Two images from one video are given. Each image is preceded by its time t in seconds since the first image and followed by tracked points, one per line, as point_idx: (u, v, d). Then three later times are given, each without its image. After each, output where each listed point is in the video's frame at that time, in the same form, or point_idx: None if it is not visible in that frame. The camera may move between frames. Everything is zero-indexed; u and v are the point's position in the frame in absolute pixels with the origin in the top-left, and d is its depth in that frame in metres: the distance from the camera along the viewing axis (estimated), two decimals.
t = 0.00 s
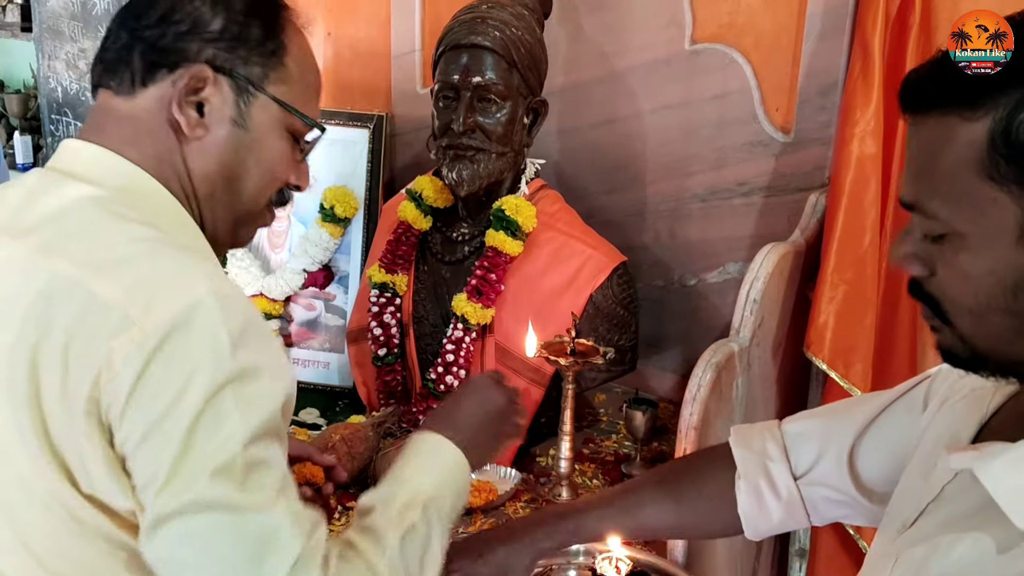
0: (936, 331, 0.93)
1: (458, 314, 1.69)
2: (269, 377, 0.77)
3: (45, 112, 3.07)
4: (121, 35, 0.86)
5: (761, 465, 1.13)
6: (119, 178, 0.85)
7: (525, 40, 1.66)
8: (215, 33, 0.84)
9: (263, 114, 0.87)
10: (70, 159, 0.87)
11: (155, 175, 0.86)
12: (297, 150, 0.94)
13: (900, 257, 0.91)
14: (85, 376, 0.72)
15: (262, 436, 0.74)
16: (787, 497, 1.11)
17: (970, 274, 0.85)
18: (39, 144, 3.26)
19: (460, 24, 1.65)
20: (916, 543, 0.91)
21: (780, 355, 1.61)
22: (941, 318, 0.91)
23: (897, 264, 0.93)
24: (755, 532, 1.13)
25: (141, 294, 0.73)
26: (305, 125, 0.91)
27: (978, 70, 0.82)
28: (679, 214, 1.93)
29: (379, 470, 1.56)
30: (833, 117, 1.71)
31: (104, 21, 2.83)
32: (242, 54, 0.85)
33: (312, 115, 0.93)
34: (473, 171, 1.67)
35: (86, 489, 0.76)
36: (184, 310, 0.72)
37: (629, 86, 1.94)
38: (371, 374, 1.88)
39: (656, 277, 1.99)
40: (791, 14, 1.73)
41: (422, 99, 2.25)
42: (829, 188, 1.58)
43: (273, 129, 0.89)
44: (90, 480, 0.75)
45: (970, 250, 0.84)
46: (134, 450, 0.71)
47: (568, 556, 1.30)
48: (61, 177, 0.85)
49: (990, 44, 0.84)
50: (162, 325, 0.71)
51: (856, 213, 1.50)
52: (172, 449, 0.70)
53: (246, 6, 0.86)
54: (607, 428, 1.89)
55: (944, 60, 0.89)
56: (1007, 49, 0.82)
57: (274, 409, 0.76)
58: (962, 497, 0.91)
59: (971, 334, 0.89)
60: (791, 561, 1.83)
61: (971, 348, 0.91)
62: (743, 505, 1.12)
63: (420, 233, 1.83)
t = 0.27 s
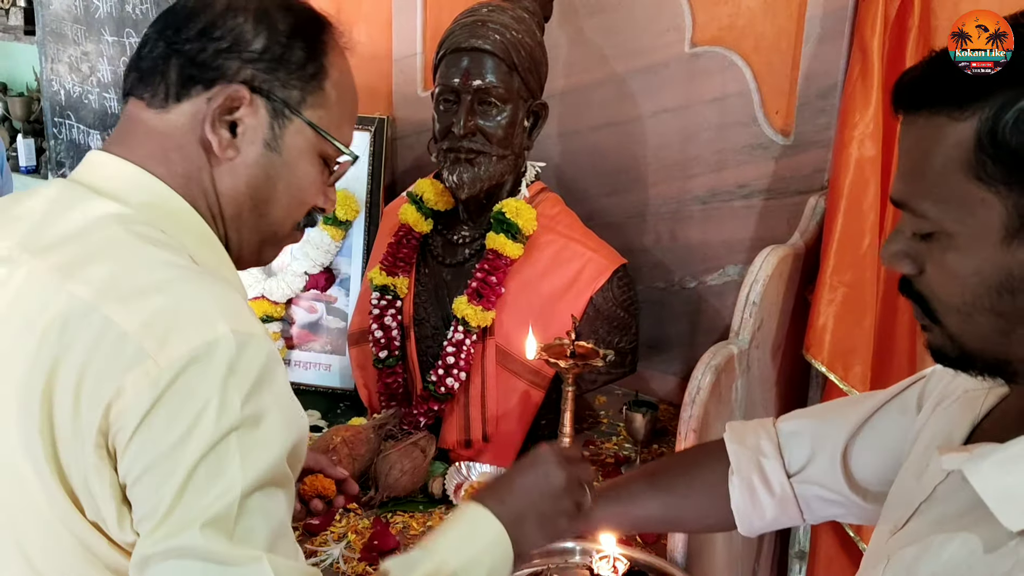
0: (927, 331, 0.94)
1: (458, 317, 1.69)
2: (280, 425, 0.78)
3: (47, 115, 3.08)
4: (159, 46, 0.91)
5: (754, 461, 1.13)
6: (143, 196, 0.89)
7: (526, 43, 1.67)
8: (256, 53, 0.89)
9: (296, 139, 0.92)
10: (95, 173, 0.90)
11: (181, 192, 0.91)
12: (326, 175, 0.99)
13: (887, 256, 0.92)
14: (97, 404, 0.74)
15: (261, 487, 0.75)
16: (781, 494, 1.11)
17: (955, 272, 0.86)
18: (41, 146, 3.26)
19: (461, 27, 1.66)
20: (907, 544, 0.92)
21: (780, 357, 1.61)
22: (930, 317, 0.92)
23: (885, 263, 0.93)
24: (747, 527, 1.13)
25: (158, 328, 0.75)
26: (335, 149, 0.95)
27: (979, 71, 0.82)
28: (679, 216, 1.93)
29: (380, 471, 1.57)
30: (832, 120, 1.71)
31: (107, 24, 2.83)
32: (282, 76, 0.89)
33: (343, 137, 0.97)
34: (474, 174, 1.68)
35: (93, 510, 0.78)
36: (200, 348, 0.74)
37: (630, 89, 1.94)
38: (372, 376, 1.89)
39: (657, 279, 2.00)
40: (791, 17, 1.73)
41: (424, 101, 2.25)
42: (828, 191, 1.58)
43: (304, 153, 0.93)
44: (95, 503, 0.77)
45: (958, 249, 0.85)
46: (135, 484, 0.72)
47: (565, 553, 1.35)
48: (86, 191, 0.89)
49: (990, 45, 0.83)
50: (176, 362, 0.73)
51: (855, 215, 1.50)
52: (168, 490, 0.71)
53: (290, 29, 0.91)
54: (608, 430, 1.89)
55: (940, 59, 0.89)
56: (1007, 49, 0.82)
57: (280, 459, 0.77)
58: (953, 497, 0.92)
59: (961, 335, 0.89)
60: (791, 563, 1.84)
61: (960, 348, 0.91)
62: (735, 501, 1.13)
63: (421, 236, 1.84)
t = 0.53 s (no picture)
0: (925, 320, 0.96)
1: (459, 315, 1.69)
2: (298, 447, 0.79)
3: (48, 114, 3.09)
4: (177, 49, 0.91)
5: (766, 436, 1.18)
6: (157, 207, 0.88)
7: (527, 41, 1.67)
8: (278, 61, 0.88)
9: (316, 152, 0.92)
10: (107, 181, 0.90)
11: (196, 203, 0.91)
12: (345, 187, 1.00)
13: (889, 243, 0.94)
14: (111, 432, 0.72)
15: (286, 511, 0.76)
16: (791, 470, 1.16)
17: (951, 259, 0.87)
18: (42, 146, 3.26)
19: (462, 25, 1.66)
20: (908, 538, 0.92)
21: (781, 355, 1.61)
22: (928, 306, 0.94)
23: (886, 252, 0.96)
24: (756, 502, 1.18)
25: (174, 351, 0.74)
26: (355, 162, 0.96)
27: (979, 70, 0.82)
28: (679, 216, 1.93)
29: (380, 470, 1.56)
30: (833, 119, 1.71)
31: (108, 23, 2.82)
32: (304, 87, 0.89)
33: (362, 150, 0.97)
34: (474, 172, 1.68)
35: (100, 533, 0.77)
36: (218, 372, 0.74)
37: (630, 88, 1.94)
38: (372, 374, 1.88)
39: (658, 279, 1.99)
40: (793, 16, 1.74)
41: (425, 100, 2.25)
42: (830, 190, 1.58)
43: (322, 165, 0.93)
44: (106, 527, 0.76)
45: (951, 236, 0.87)
46: (153, 511, 0.72)
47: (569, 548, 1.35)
48: (98, 200, 0.88)
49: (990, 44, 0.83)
50: (193, 387, 0.73)
51: (856, 214, 1.50)
52: (190, 518, 0.71)
53: (315, 37, 0.90)
54: (608, 429, 1.88)
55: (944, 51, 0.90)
56: (1007, 49, 0.82)
57: (301, 481, 0.78)
58: (953, 491, 0.92)
59: (955, 324, 0.91)
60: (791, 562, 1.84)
61: (955, 338, 0.93)
62: (744, 472, 1.17)
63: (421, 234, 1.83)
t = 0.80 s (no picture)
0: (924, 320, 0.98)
1: (459, 316, 1.69)
2: (321, 469, 0.78)
3: (48, 115, 3.10)
4: (181, 55, 0.89)
5: (769, 414, 1.23)
6: (163, 219, 0.87)
7: (527, 43, 1.67)
8: (285, 69, 0.87)
9: (325, 160, 0.91)
10: (110, 190, 0.89)
11: (202, 215, 0.90)
12: (355, 192, 0.99)
13: (892, 243, 0.96)
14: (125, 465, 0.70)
15: (316, 537, 0.76)
16: (792, 449, 1.22)
17: (949, 261, 0.89)
18: (41, 147, 3.26)
19: (462, 26, 1.66)
20: (914, 538, 0.94)
21: (780, 355, 1.61)
22: (926, 306, 0.96)
23: (888, 252, 0.98)
24: (755, 476, 1.24)
25: (186, 377, 0.72)
26: (364, 169, 0.94)
27: (979, 70, 0.84)
28: (679, 217, 1.93)
29: (380, 471, 1.57)
30: (833, 120, 1.72)
31: (107, 24, 2.81)
32: (312, 94, 0.88)
33: (371, 155, 0.95)
34: (474, 173, 1.68)
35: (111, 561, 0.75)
36: (235, 400, 0.72)
37: (630, 89, 1.94)
38: (372, 375, 1.88)
39: (657, 280, 1.99)
40: (792, 17, 1.73)
41: (424, 101, 2.25)
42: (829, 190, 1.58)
43: (330, 173, 0.92)
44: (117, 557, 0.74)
45: (950, 240, 0.89)
46: (176, 545, 0.71)
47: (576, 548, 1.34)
48: (103, 213, 0.87)
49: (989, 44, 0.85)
50: (209, 417, 0.71)
51: (856, 214, 1.50)
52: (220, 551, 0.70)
53: (324, 41, 0.89)
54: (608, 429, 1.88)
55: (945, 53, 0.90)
56: (1007, 49, 0.83)
57: (328, 501, 0.78)
58: (960, 491, 0.94)
59: (957, 328, 0.93)
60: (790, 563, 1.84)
61: (959, 341, 0.95)
62: (745, 447, 1.23)
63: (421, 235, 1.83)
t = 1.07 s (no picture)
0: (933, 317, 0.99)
1: (460, 318, 1.69)
2: (353, 473, 0.78)
3: (51, 117, 3.13)
4: (184, 63, 0.90)
5: (786, 399, 1.28)
6: (171, 229, 0.88)
7: (528, 46, 1.67)
8: (291, 75, 0.88)
9: (334, 166, 0.92)
10: (118, 201, 0.90)
11: (212, 225, 0.91)
12: (366, 197, 1.00)
13: (900, 240, 0.97)
14: (150, 486, 0.70)
15: (361, 537, 0.76)
16: (806, 433, 1.26)
17: (954, 261, 0.90)
18: (43, 149, 3.28)
19: (463, 30, 1.67)
20: (917, 538, 0.95)
21: (781, 358, 1.62)
22: (934, 303, 0.97)
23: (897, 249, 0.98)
24: (770, 459, 1.29)
25: (207, 393, 0.71)
26: (373, 173, 0.95)
27: (978, 70, 0.85)
28: (679, 219, 1.94)
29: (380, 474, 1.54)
30: (832, 122, 1.73)
31: (109, 27, 2.81)
32: (318, 101, 0.89)
33: (379, 159, 0.96)
34: (476, 176, 1.68)
35: None
36: (259, 413, 0.72)
37: (631, 92, 1.95)
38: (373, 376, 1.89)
39: (658, 282, 2.00)
40: (792, 20, 1.74)
41: (425, 104, 2.26)
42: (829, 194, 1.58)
43: (338, 180, 0.93)
44: None
45: (954, 241, 0.90)
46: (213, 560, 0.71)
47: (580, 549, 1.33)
48: (110, 225, 0.87)
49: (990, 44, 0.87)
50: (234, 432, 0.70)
51: (856, 217, 1.51)
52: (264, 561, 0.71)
53: (328, 45, 0.89)
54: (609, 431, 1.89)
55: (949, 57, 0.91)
56: (1007, 49, 0.85)
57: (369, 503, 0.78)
58: (963, 492, 0.95)
59: (963, 325, 0.94)
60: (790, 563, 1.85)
61: (964, 337, 0.96)
62: (762, 430, 1.28)
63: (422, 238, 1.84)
